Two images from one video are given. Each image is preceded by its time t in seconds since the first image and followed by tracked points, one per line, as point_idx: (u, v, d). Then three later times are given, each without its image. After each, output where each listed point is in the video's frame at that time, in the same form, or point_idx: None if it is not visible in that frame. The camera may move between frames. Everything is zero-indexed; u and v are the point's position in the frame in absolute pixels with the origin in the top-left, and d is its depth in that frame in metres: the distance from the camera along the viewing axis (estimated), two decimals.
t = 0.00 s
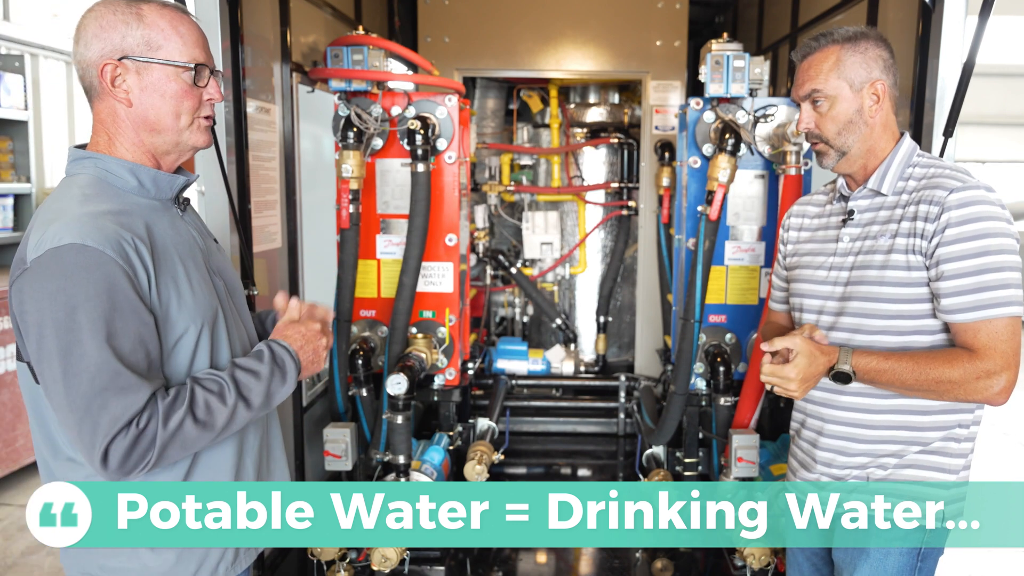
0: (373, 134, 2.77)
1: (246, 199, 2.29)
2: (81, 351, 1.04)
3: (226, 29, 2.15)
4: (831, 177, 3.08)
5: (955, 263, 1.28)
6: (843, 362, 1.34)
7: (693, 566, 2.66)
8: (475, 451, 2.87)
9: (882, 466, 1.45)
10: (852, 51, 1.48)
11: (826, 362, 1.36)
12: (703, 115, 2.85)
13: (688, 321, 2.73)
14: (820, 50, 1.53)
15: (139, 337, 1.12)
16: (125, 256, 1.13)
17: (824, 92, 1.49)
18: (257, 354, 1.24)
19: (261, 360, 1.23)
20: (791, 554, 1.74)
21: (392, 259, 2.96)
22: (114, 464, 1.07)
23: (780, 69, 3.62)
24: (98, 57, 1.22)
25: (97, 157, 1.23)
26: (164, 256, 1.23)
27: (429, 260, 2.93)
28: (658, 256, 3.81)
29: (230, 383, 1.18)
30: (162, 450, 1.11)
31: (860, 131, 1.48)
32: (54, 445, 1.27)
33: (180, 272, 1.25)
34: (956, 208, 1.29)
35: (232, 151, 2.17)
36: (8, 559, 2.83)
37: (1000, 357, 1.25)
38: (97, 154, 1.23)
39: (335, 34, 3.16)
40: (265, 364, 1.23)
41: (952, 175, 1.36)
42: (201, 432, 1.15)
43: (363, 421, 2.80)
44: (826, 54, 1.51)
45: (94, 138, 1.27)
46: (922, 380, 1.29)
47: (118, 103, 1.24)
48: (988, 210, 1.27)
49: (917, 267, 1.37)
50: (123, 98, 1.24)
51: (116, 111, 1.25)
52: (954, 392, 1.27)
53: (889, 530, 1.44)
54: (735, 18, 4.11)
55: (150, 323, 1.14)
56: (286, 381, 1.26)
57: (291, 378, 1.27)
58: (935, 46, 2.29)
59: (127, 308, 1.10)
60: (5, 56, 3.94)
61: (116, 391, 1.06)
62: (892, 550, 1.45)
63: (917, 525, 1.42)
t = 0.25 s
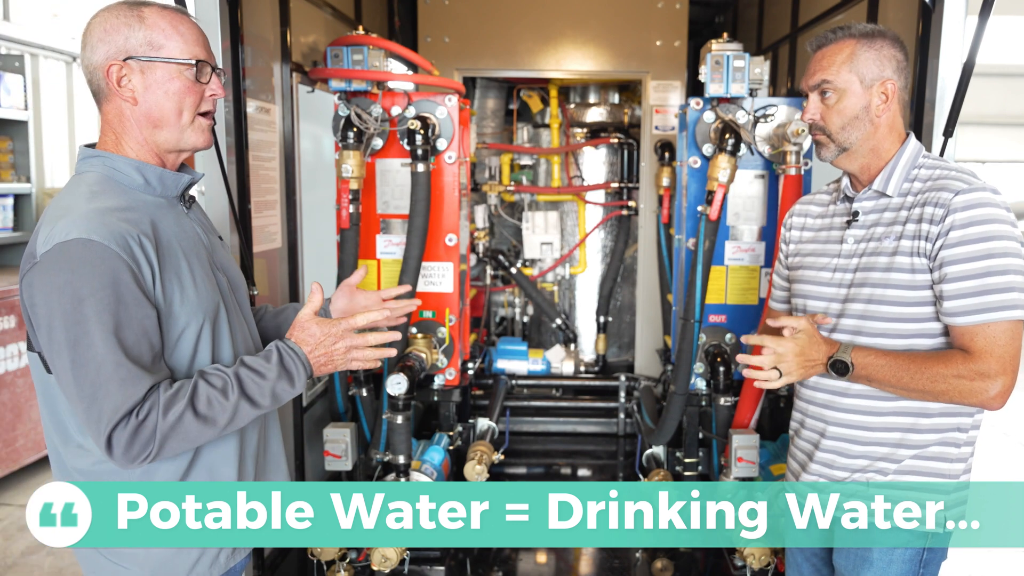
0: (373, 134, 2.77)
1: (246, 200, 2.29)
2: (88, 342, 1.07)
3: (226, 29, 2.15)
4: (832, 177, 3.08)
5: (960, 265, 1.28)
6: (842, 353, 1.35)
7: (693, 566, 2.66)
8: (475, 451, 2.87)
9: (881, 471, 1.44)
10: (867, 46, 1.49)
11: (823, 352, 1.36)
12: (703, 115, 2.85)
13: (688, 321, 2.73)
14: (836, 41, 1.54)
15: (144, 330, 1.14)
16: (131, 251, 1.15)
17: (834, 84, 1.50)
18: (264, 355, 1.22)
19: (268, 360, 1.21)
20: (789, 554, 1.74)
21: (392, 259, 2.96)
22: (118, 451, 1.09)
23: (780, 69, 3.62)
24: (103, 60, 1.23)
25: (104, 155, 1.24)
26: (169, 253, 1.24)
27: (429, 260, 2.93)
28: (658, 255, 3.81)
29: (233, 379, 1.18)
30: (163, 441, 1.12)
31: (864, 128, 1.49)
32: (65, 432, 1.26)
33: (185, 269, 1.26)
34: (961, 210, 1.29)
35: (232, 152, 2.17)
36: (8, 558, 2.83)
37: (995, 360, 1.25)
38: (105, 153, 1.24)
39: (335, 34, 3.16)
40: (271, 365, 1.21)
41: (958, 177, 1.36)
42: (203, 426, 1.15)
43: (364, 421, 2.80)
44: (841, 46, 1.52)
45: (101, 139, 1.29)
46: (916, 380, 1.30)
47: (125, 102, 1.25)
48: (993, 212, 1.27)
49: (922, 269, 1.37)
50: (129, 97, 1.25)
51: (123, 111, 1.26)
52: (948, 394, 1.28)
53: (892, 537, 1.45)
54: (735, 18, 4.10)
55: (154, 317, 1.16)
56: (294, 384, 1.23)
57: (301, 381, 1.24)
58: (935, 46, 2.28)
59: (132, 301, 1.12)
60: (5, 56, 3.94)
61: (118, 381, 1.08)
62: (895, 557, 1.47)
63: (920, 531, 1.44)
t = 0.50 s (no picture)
0: (373, 134, 2.77)
1: (246, 200, 2.29)
2: (95, 339, 1.08)
3: (226, 29, 2.15)
4: (832, 177, 3.08)
5: (959, 267, 1.28)
6: (847, 354, 1.35)
7: (693, 566, 2.66)
8: (475, 451, 2.87)
9: (885, 473, 1.44)
10: (877, 42, 1.49)
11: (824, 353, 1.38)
12: (703, 115, 2.85)
13: (688, 321, 2.73)
14: (848, 34, 1.53)
15: (150, 327, 1.14)
16: (136, 249, 1.15)
17: (840, 77, 1.50)
18: (266, 348, 1.22)
19: (269, 354, 1.22)
20: (790, 554, 1.74)
21: (392, 259, 2.96)
22: (127, 445, 1.10)
23: (780, 69, 3.62)
24: (118, 61, 1.23)
25: (108, 156, 1.24)
26: (173, 251, 1.24)
27: (429, 261, 2.93)
28: (658, 255, 3.81)
29: (237, 373, 1.19)
30: (171, 435, 1.13)
31: (866, 124, 1.48)
32: (69, 424, 1.27)
33: (189, 267, 1.26)
34: (961, 211, 1.29)
35: (231, 152, 2.17)
36: (8, 559, 2.83)
37: (1001, 362, 1.24)
38: (109, 153, 1.24)
39: (335, 34, 3.16)
40: (272, 358, 1.21)
41: (958, 177, 1.36)
42: (209, 419, 1.16)
43: (364, 421, 2.80)
44: (852, 39, 1.52)
45: (107, 138, 1.27)
46: (922, 381, 1.30)
47: (140, 103, 1.25)
48: (994, 213, 1.27)
49: (922, 270, 1.37)
50: (146, 98, 1.25)
51: (136, 111, 1.26)
52: (954, 395, 1.28)
53: (899, 539, 1.45)
54: (735, 18, 4.10)
55: (160, 314, 1.16)
56: (295, 375, 1.24)
57: (301, 373, 1.24)
58: (935, 46, 2.28)
59: (139, 299, 1.12)
60: (5, 56, 3.95)
61: (126, 376, 1.09)
62: (902, 559, 1.47)
63: (925, 533, 1.44)
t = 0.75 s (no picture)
0: (373, 134, 2.77)
1: (246, 199, 2.29)
2: (102, 336, 1.08)
3: (226, 29, 2.15)
4: (832, 177, 3.08)
5: (955, 270, 1.28)
6: (845, 358, 1.36)
7: (693, 566, 2.66)
8: (475, 451, 2.87)
9: (884, 475, 1.45)
10: (873, 45, 1.49)
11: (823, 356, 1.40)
12: (702, 115, 2.85)
13: (688, 321, 2.73)
14: (843, 38, 1.53)
15: (155, 324, 1.15)
16: (137, 246, 1.15)
17: (836, 81, 1.50)
18: (263, 344, 1.26)
19: (267, 349, 1.25)
20: (785, 556, 1.74)
21: (392, 259, 2.96)
22: (138, 439, 1.10)
23: (780, 69, 3.62)
24: (105, 64, 1.24)
25: (108, 157, 1.24)
26: (172, 250, 1.24)
27: (429, 261, 2.93)
28: (658, 255, 3.81)
29: (240, 367, 1.21)
30: (183, 428, 1.14)
31: (862, 127, 1.49)
32: (70, 423, 1.27)
33: (188, 266, 1.26)
34: (957, 214, 1.29)
35: (232, 152, 2.17)
36: (7, 559, 2.82)
37: (999, 366, 1.24)
38: (108, 154, 1.24)
39: (335, 34, 3.16)
40: (271, 354, 1.25)
41: (954, 180, 1.36)
42: (216, 413, 1.18)
43: (363, 421, 2.80)
44: (847, 43, 1.51)
45: (102, 140, 1.28)
46: (919, 385, 1.30)
47: (127, 107, 1.26)
48: (990, 216, 1.27)
49: (918, 273, 1.37)
50: (131, 103, 1.25)
51: (124, 114, 1.26)
52: (951, 399, 1.28)
53: (900, 541, 1.45)
54: (735, 18, 4.10)
55: (164, 311, 1.17)
56: (287, 369, 1.28)
57: (291, 366, 1.29)
58: (935, 47, 2.28)
59: (143, 296, 1.13)
60: (5, 56, 3.95)
61: (137, 371, 1.09)
62: (902, 562, 1.46)
63: (926, 536, 1.43)
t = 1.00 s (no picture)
0: (373, 134, 2.78)
1: (247, 200, 2.29)
2: (90, 340, 1.07)
3: (226, 29, 2.15)
4: (832, 177, 3.08)
5: (949, 265, 1.28)
6: (835, 353, 1.38)
7: (693, 566, 2.66)
8: (475, 451, 2.87)
9: (876, 473, 1.44)
10: (887, 40, 1.49)
11: (814, 351, 1.41)
12: (703, 115, 2.85)
13: (688, 320, 2.73)
14: (860, 29, 1.53)
15: (143, 328, 1.15)
16: (127, 250, 1.15)
17: (847, 68, 1.50)
18: (247, 355, 1.29)
19: (251, 360, 1.29)
20: (785, 555, 1.75)
21: (392, 259, 2.96)
22: (126, 444, 1.10)
23: (780, 69, 3.62)
24: (94, 71, 1.25)
25: (105, 159, 1.24)
26: (164, 255, 1.24)
27: (429, 261, 2.93)
28: (658, 255, 3.81)
29: (228, 376, 1.23)
30: (171, 433, 1.14)
31: (866, 119, 1.48)
32: (58, 421, 1.27)
33: (180, 272, 1.27)
34: (953, 209, 1.29)
35: (232, 152, 2.17)
36: (8, 559, 2.82)
37: (987, 361, 1.24)
38: (106, 157, 1.25)
39: (335, 34, 3.16)
40: (254, 365, 1.29)
41: (951, 176, 1.36)
42: (202, 421, 1.19)
43: (363, 421, 2.80)
44: (862, 34, 1.51)
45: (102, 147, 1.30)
46: (908, 378, 1.31)
47: (116, 116, 1.27)
48: (986, 212, 1.27)
49: (912, 268, 1.37)
50: (118, 111, 1.26)
51: (116, 122, 1.28)
52: (940, 393, 1.28)
53: (893, 540, 1.45)
54: (735, 18, 4.10)
55: (153, 315, 1.17)
56: (267, 380, 1.32)
57: (272, 376, 1.33)
58: (935, 46, 2.28)
59: (132, 301, 1.13)
60: (5, 56, 3.94)
61: (125, 375, 1.09)
62: (897, 561, 1.46)
63: (921, 535, 1.43)
